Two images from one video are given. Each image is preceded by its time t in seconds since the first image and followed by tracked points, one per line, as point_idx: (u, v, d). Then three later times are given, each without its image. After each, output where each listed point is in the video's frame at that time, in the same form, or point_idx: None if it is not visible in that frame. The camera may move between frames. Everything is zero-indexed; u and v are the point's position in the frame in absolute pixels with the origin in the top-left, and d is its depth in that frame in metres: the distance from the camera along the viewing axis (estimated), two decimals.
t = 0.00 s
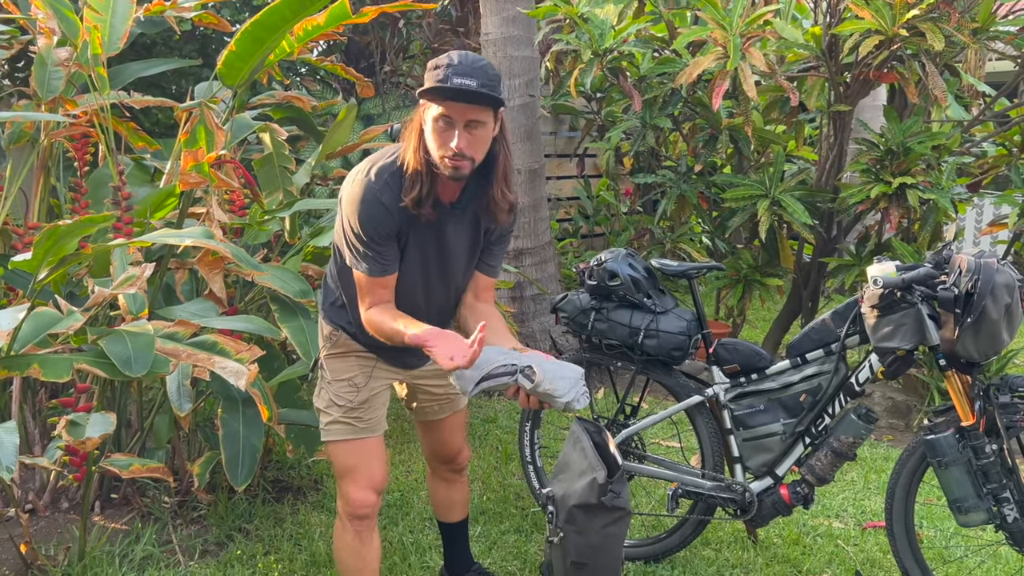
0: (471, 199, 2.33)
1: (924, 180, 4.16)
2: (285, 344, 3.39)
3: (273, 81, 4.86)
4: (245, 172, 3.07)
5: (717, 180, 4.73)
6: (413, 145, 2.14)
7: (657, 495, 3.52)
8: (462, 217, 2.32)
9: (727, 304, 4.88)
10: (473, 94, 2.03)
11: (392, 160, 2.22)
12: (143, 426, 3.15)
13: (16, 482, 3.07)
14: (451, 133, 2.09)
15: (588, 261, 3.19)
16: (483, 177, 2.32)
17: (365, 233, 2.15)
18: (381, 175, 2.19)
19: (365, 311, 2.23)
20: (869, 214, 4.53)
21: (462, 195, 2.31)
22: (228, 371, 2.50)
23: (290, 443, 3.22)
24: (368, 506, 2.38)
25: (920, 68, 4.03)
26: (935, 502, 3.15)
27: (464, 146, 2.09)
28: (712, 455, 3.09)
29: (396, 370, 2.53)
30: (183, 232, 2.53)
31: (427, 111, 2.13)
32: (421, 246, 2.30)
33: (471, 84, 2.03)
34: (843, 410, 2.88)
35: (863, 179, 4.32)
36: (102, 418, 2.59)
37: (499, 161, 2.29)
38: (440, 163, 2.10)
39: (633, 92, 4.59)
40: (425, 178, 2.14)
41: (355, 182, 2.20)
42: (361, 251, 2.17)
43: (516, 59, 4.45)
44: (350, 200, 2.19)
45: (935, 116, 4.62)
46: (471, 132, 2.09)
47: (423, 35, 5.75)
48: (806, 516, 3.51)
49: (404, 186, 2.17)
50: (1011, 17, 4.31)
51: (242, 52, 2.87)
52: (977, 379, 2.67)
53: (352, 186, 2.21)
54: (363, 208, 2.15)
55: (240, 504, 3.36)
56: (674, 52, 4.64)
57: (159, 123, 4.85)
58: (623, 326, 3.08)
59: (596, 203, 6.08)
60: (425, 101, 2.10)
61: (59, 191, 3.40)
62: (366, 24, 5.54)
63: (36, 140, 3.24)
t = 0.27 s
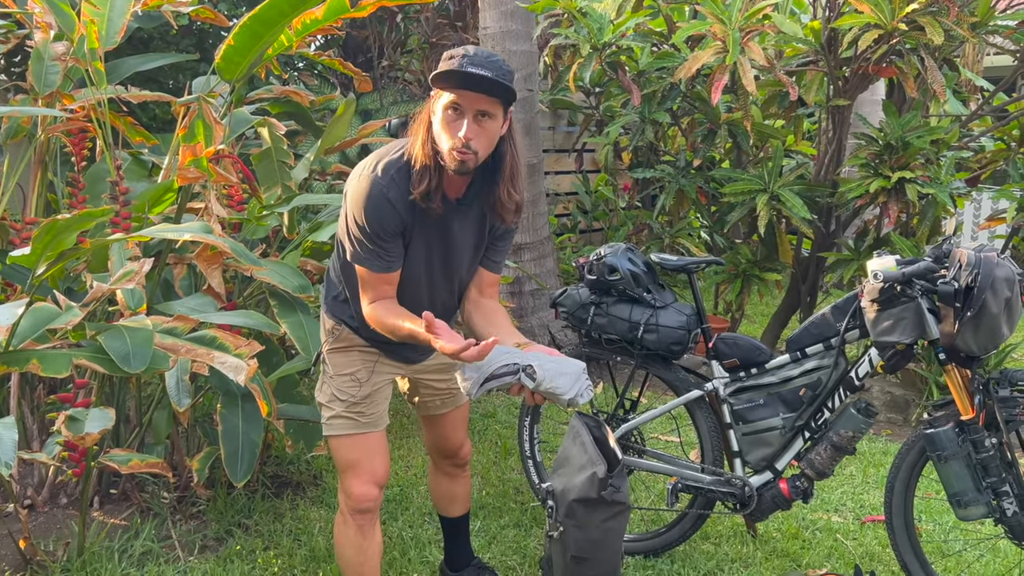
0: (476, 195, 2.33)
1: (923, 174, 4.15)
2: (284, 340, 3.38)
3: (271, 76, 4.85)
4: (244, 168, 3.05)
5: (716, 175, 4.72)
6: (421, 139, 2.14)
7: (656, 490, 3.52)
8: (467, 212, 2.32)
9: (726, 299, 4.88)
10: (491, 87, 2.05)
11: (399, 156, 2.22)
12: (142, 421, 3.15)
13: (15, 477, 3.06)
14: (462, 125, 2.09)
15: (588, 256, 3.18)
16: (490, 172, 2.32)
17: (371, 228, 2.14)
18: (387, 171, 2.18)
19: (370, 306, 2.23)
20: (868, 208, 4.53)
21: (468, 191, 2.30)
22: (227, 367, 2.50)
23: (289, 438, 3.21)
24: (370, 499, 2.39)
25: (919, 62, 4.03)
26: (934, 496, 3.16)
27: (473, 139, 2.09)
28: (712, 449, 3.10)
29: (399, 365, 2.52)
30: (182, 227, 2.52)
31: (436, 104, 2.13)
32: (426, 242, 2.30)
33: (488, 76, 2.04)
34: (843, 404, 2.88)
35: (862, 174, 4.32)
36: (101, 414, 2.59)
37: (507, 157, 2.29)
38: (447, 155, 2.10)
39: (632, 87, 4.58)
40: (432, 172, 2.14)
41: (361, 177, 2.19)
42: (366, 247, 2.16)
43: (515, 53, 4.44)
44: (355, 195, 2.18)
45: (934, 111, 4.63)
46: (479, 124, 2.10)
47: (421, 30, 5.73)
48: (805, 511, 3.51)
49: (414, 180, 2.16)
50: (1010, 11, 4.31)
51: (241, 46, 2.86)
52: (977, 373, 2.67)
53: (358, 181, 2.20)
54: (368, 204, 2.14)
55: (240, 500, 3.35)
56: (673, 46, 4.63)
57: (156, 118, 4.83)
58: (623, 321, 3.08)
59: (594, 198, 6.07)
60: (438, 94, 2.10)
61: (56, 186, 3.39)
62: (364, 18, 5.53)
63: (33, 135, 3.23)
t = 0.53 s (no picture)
0: (477, 192, 2.33)
1: (919, 169, 4.15)
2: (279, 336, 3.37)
3: (266, 72, 4.83)
4: (238, 163, 3.04)
5: (712, 170, 4.72)
6: (424, 133, 2.14)
7: (652, 485, 3.53)
8: (467, 208, 2.31)
9: (722, 295, 4.88)
10: (500, 82, 2.06)
11: (400, 150, 2.21)
12: (137, 417, 3.14)
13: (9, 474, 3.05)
14: (467, 119, 2.10)
15: (584, 252, 3.18)
16: (491, 169, 2.32)
17: (370, 223, 2.13)
18: (388, 166, 2.17)
19: (367, 301, 2.21)
20: (863, 204, 4.53)
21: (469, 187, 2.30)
22: (222, 363, 2.49)
23: (285, 435, 3.22)
24: (366, 496, 2.39)
25: (915, 57, 4.03)
26: (929, 491, 3.17)
27: (477, 134, 2.09)
28: (708, 444, 3.11)
29: (395, 361, 2.52)
30: (176, 223, 2.52)
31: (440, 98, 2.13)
32: (425, 238, 2.29)
33: (495, 71, 2.05)
34: (839, 399, 2.89)
35: (858, 169, 4.32)
36: (95, 410, 2.59)
37: (508, 154, 2.29)
38: (450, 149, 2.10)
39: (628, 82, 4.58)
40: (434, 168, 2.14)
41: (360, 171, 2.18)
42: (364, 241, 2.15)
43: (511, 49, 4.43)
44: (355, 188, 2.16)
45: (930, 107, 4.63)
46: (483, 119, 2.10)
47: (417, 25, 5.71)
48: (801, 506, 3.52)
49: (416, 175, 2.16)
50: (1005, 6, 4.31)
51: (235, 41, 2.85)
52: (972, 368, 2.67)
53: (357, 175, 2.19)
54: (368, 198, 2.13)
55: (236, 496, 3.35)
56: (669, 41, 4.63)
57: (151, 113, 4.81)
58: (619, 317, 3.08)
59: (591, 193, 6.07)
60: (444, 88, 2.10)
61: (50, 182, 3.37)
62: (360, 14, 5.51)
63: (27, 131, 3.21)
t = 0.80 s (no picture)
0: (474, 188, 2.32)
1: (913, 166, 4.16)
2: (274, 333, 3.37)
3: (261, 68, 4.82)
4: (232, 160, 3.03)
5: (707, 167, 4.72)
6: (425, 131, 2.12)
7: (647, 482, 3.53)
8: (463, 205, 2.30)
9: (717, 292, 4.89)
10: (512, 96, 2.03)
11: (397, 144, 2.20)
12: (131, 415, 3.13)
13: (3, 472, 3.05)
14: (471, 126, 2.07)
15: (578, 249, 3.17)
16: (491, 167, 2.32)
17: (362, 216, 2.12)
18: (385, 159, 2.16)
19: (352, 294, 2.20)
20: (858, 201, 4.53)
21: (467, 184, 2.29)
22: (216, 360, 2.49)
23: (280, 432, 3.22)
24: (363, 494, 2.39)
25: (909, 54, 4.03)
26: (923, 487, 3.18)
27: (479, 140, 2.09)
28: (703, 441, 3.10)
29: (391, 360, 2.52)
30: (169, 220, 2.52)
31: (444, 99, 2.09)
32: (419, 233, 2.28)
33: (505, 84, 2.01)
34: (833, 396, 2.89)
35: (853, 166, 4.32)
36: (89, 408, 2.58)
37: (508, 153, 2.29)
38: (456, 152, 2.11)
39: (623, 79, 4.58)
40: (433, 166, 2.13)
41: (357, 163, 2.17)
42: (354, 235, 2.14)
43: (506, 45, 4.40)
44: (349, 180, 2.15)
45: (924, 104, 4.63)
46: (488, 127, 2.08)
47: (412, 22, 5.70)
48: (795, 502, 3.52)
49: (419, 174, 2.15)
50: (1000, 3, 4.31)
51: (228, 37, 2.85)
52: (966, 364, 2.68)
53: (353, 167, 2.17)
54: (361, 191, 2.12)
55: (230, 494, 3.35)
56: (664, 38, 4.62)
57: (145, 110, 4.80)
58: (613, 314, 3.08)
59: (586, 190, 6.06)
60: (449, 90, 2.06)
61: (44, 179, 3.36)
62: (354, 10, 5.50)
63: (20, 128, 3.20)
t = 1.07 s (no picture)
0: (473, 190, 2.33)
1: (907, 164, 4.16)
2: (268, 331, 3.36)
3: (255, 66, 4.81)
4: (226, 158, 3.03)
5: (702, 164, 4.72)
6: (425, 134, 2.11)
7: (642, 479, 3.53)
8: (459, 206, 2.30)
9: (712, 289, 4.90)
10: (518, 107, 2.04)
11: (395, 144, 2.19)
12: (125, 413, 3.13)
13: None
14: (475, 133, 2.06)
15: (573, 247, 3.18)
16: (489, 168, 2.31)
17: (357, 216, 2.12)
18: (382, 159, 2.15)
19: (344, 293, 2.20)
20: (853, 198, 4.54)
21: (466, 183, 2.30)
22: (210, 359, 2.49)
23: (275, 430, 3.22)
24: (355, 494, 2.39)
25: (903, 51, 4.04)
26: (917, 484, 3.19)
27: (481, 147, 2.09)
28: (697, 438, 3.10)
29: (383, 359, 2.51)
30: (163, 218, 2.51)
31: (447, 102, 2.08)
32: (415, 233, 2.28)
33: (511, 95, 2.02)
34: (827, 393, 2.89)
35: (847, 163, 4.33)
36: (82, 406, 2.57)
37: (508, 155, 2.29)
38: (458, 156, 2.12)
39: (618, 76, 4.58)
40: (433, 168, 2.13)
41: (354, 163, 2.16)
42: (348, 234, 2.14)
43: (501, 43, 4.42)
44: (345, 178, 2.15)
45: (918, 101, 4.65)
46: (492, 134, 2.07)
47: (407, 19, 5.69)
48: (790, 499, 3.53)
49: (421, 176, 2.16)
50: None
51: (222, 35, 2.84)
52: (959, 361, 2.69)
53: (350, 166, 2.17)
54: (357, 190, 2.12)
55: (225, 492, 3.34)
56: (659, 35, 4.62)
57: (140, 107, 4.79)
58: (608, 311, 3.08)
59: (582, 187, 6.06)
60: (451, 94, 2.05)
61: (37, 177, 3.35)
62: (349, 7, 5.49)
63: (13, 125, 3.19)
